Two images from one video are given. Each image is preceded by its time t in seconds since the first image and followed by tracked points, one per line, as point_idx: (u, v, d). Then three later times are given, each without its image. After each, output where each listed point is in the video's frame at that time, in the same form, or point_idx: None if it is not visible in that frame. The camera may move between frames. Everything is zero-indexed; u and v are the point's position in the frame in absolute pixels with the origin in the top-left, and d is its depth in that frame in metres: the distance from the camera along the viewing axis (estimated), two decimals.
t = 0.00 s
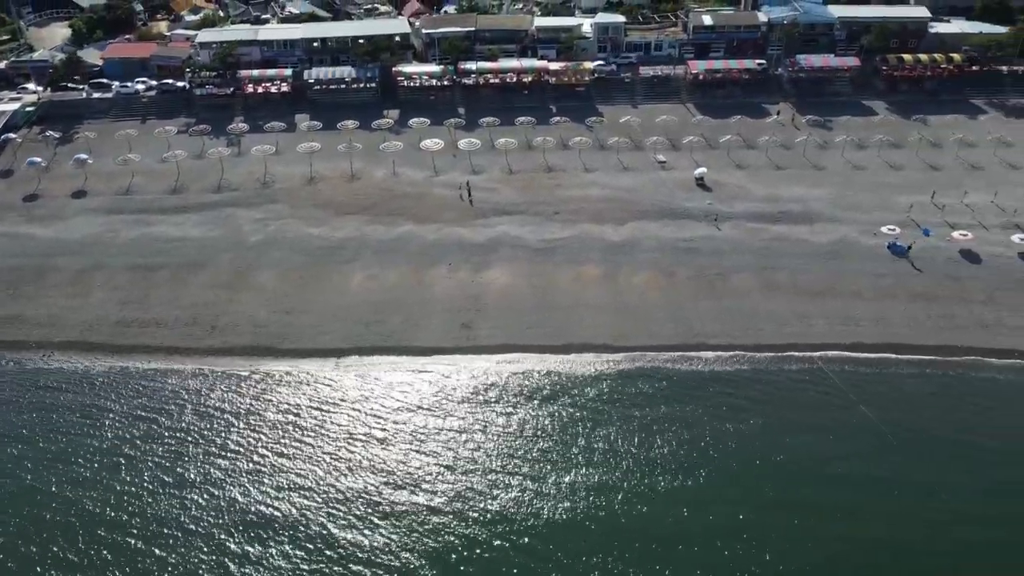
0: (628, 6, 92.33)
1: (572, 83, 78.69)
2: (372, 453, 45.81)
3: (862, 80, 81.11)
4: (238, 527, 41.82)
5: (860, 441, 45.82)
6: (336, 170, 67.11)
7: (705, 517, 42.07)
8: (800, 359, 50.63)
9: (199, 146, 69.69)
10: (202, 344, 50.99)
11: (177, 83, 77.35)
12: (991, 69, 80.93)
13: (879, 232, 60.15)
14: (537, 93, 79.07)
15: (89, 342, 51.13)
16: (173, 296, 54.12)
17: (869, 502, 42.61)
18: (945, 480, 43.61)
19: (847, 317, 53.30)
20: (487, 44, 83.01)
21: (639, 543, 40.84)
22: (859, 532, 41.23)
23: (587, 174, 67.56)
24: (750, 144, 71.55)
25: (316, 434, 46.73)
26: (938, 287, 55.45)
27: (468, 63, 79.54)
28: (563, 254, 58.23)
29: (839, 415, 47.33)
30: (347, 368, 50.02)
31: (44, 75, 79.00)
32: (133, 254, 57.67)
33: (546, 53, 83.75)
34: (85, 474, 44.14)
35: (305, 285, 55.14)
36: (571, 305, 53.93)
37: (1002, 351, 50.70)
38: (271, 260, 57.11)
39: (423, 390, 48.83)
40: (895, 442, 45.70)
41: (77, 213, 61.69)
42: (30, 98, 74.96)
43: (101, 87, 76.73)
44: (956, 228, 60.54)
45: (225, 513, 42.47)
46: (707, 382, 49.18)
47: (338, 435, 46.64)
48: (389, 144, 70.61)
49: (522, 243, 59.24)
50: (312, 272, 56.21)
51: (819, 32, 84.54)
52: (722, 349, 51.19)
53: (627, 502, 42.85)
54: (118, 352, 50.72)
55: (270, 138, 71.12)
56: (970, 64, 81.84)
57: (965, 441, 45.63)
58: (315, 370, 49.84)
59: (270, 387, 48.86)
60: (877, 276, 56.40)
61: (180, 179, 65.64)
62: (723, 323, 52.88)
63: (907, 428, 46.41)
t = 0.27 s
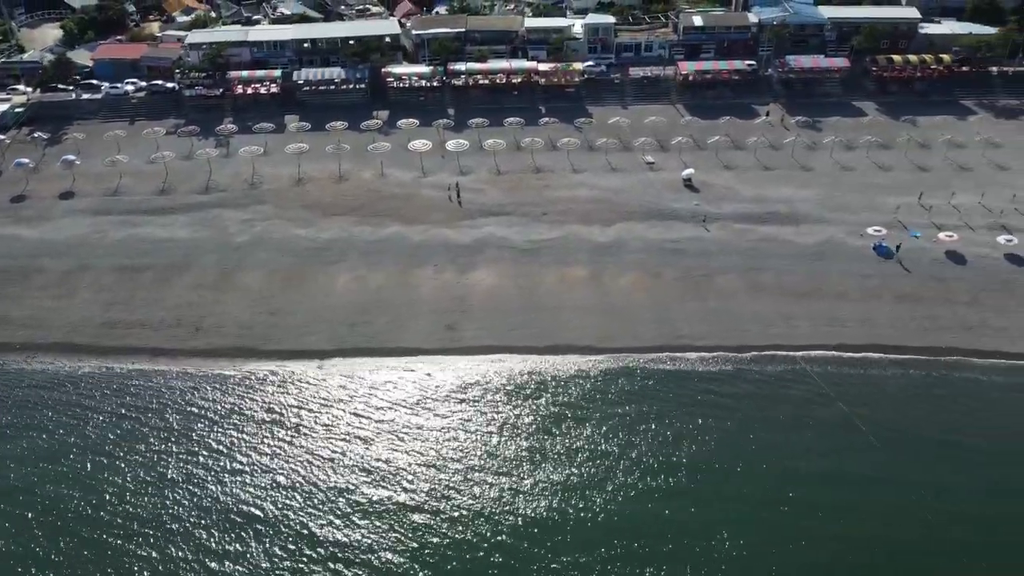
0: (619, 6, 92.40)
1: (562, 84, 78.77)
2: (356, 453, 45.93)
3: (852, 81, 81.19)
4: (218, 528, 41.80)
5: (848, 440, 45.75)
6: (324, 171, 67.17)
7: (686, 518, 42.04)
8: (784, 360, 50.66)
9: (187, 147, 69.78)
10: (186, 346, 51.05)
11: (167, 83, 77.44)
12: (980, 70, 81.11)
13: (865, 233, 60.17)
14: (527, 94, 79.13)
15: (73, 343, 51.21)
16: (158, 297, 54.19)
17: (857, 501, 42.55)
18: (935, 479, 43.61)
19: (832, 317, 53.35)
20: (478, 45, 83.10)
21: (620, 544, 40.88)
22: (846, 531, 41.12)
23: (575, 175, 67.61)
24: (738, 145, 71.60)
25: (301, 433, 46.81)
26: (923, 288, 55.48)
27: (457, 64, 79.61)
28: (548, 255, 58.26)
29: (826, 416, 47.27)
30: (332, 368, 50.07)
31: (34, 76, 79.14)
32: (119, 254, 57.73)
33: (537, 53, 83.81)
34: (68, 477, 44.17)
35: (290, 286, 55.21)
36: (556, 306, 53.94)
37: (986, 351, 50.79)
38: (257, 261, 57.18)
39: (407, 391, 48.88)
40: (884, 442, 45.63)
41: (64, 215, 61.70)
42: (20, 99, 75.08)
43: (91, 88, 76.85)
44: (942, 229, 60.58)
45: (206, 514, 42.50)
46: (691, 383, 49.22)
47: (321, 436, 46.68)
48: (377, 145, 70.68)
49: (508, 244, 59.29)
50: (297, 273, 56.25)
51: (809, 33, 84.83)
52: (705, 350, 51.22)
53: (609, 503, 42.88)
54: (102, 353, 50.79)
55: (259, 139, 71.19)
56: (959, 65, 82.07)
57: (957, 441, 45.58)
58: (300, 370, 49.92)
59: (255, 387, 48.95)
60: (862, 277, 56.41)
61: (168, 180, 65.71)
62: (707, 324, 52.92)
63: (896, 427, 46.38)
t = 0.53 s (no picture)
0: (610, 8, 92.46)
1: (551, 85, 78.84)
2: (342, 454, 46.11)
3: (842, 82, 81.23)
4: (201, 528, 41.88)
5: (831, 442, 46.03)
6: (312, 174, 67.21)
7: (668, 520, 42.26)
8: (768, 362, 50.70)
9: (176, 149, 69.85)
10: (171, 348, 51.11)
11: (157, 85, 77.50)
12: (970, 71, 81.12)
13: (851, 235, 60.19)
14: (516, 96, 79.18)
15: (58, 346, 51.26)
16: (143, 299, 54.24)
17: (840, 505, 42.93)
18: (919, 481, 43.96)
19: (816, 320, 53.38)
20: (468, 46, 83.18)
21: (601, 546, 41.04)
22: (828, 535, 41.53)
23: (563, 177, 67.64)
24: (726, 147, 71.65)
25: (286, 434, 46.95)
26: (908, 290, 55.50)
27: (447, 65, 79.68)
28: (534, 257, 58.29)
29: (810, 417, 47.44)
30: (318, 369, 50.17)
31: (24, 78, 79.24)
32: (106, 257, 57.78)
33: (527, 55, 83.85)
34: (52, 478, 44.30)
35: (275, 288, 55.25)
36: (541, 309, 53.98)
37: (970, 353, 50.83)
38: (243, 264, 57.21)
39: (392, 391, 48.95)
40: (868, 444, 45.91)
41: (51, 217, 61.72)
42: (10, 101, 75.17)
43: (80, 90, 76.94)
44: (928, 231, 60.62)
45: (188, 514, 42.60)
46: (676, 384, 49.30)
47: (306, 437, 46.79)
48: (366, 147, 70.75)
49: (494, 246, 59.32)
50: (283, 276, 56.28)
51: (799, 35, 85.01)
52: (689, 352, 51.23)
53: (592, 504, 43.00)
54: (87, 355, 50.84)
55: (247, 141, 71.26)
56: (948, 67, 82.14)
57: (941, 442, 45.88)
58: (286, 371, 50.04)
59: (240, 388, 49.05)
60: (847, 279, 56.43)
61: (155, 182, 65.77)
62: (691, 326, 52.95)
63: (880, 429, 46.64)
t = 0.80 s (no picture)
0: (601, 12, 92.61)
1: (540, 89, 78.96)
2: (324, 457, 46.12)
3: (831, 86, 81.31)
4: (183, 531, 41.95)
5: (813, 445, 46.08)
6: (300, 178, 67.29)
7: (650, 523, 42.36)
8: (752, 366, 50.72)
9: (164, 154, 69.96)
10: (155, 353, 51.15)
11: (146, 89, 77.61)
12: (959, 75, 81.16)
13: (837, 239, 60.21)
14: (506, 100, 79.27)
15: (42, 350, 51.29)
16: (128, 304, 54.27)
17: (822, 507, 43.01)
18: (901, 484, 44.04)
19: (800, 324, 53.41)
20: (458, 51, 83.39)
21: (582, 549, 41.16)
22: (810, 538, 41.65)
23: (550, 181, 67.68)
24: (714, 151, 71.72)
25: (268, 437, 46.95)
26: (892, 294, 55.48)
27: (436, 70, 79.81)
28: (519, 262, 58.32)
29: (793, 420, 47.45)
30: (300, 374, 50.21)
31: (15, 82, 79.40)
32: (91, 261, 57.82)
33: (517, 59, 83.95)
34: (34, 481, 44.42)
35: (260, 292, 55.32)
36: (525, 313, 54.01)
37: (954, 357, 50.83)
38: (228, 268, 57.27)
39: (375, 396, 48.98)
40: (851, 446, 45.92)
41: (38, 221, 61.78)
42: None
43: (70, 94, 77.10)
44: (914, 235, 60.64)
45: (170, 517, 42.70)
46: (659, 387, 49.32)
47: (289, 439, 46.87)
48: (354, 151, 70.87)
49: (480, 251, 59.35)
50: (268, 280, 56.30)
51: (789, 39, 85.20)
52: (673, 356, 51.23)
53: (574, 507, 43.12)
54: (71, 360, 50.84)
55: (236, 145, 71.39)
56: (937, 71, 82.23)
57: (924, 444, 45.92)
58: (269, 374, 50.09)
59: (223, 392, 49.08)
60: (832, 283, 56.41)
61: (143, 186, 65.86)
62: (676, 330, 52.92)
63: (862, 431, 46.65)
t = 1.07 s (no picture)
0: (592, 19, 92.92)
1: (529, 96, 79.20)
2: (307, 463, 46.16)
3: (820, 93, 81.53)
4: (164, 537, 42.02)
5: (797, 449, 46.12)
6: (287, 185, 67.44)
7: (632, 527, 42.41)
8: (735, 372, 50.78)
9: (153, 160, 70.16)
10: (139, 360, 51.20)
11: (136, 96, 77.86)
12: (948, 82, 81.32)
13: (823, 245, 60.28)
14: (495, 107, 79.48)
15: (26, 357, 51.35)
16: (113, 311, 54.37)
17: (806, 511, 43.01)
18: (884, 487, 44.09)
19: (784, 331, 53.45)
20: (448, 58, 83.69)
21: (564, 554, 41.26)
22: (793, 540, 41.71)
23: (538, 188, 67.81)
24: (702, 158, 71.87)
25: (251, 442, 46.99)
26: (876, 301, 55.52)
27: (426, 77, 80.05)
28: (505, 268, 58.39)
29: (776, 424, 47.50)
30: (284, 380, 50.22)
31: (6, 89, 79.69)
32: (78, 268, 57.94)
33: (507, 66, 84.21)
34: (17, 486, 44.46)
35: (245, 299, 55.39)
36: (509, 320, 54.09)
37: (937, 364, 50.83)
38: (214, 274, 57.38)
39: (359, 401, 49.01)
40: (834, 449, 45.99)
41: (25, 228, 61.90)
42: None
43: (60, 101, 77.36)
44: (900, 242, 60.71)
45: (153, 522, 42.77)
46: (643, 392, 49.38)
47: (273, 443, 46.93)
48: (342, 158, 71.05)
49: (466, 257, 59.44)
50: (253, 287, 56.37)
51: (778, 46, 85.51)
52: (655, 363, 51.29)
53: (556, 511, 43.20)
54: (55, 366, 50.90)
55: (224, 152, 71.57)
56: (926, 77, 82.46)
57: (907, 449, 45.94)
58: (254, 380, 50.14)
59: (207, 397, 49.12)
60: (816, 290, 56.48)
61: (131, 193, 66.02)
62: (659, 337, 52.96)
63: (846, 436, 46.73)
